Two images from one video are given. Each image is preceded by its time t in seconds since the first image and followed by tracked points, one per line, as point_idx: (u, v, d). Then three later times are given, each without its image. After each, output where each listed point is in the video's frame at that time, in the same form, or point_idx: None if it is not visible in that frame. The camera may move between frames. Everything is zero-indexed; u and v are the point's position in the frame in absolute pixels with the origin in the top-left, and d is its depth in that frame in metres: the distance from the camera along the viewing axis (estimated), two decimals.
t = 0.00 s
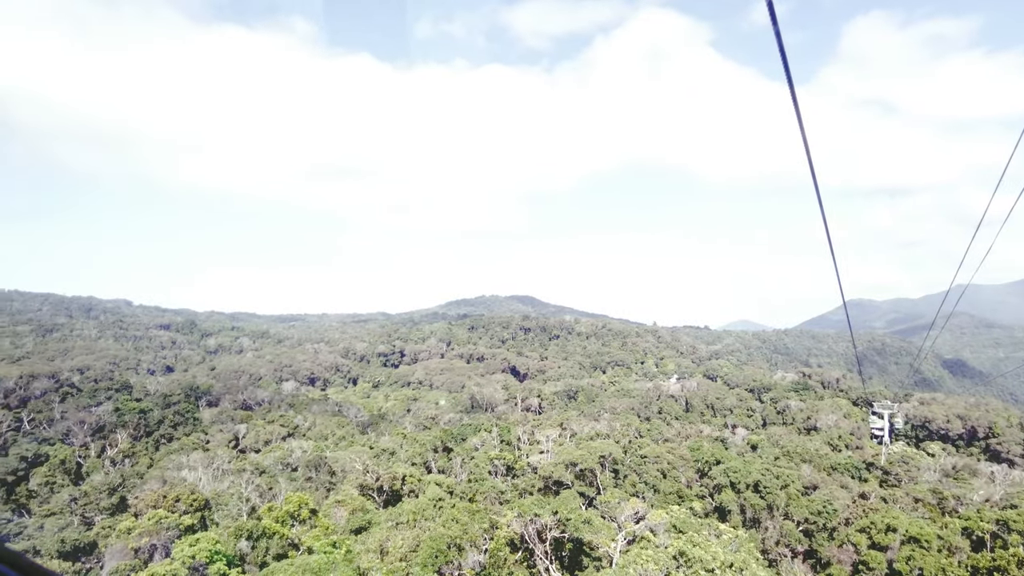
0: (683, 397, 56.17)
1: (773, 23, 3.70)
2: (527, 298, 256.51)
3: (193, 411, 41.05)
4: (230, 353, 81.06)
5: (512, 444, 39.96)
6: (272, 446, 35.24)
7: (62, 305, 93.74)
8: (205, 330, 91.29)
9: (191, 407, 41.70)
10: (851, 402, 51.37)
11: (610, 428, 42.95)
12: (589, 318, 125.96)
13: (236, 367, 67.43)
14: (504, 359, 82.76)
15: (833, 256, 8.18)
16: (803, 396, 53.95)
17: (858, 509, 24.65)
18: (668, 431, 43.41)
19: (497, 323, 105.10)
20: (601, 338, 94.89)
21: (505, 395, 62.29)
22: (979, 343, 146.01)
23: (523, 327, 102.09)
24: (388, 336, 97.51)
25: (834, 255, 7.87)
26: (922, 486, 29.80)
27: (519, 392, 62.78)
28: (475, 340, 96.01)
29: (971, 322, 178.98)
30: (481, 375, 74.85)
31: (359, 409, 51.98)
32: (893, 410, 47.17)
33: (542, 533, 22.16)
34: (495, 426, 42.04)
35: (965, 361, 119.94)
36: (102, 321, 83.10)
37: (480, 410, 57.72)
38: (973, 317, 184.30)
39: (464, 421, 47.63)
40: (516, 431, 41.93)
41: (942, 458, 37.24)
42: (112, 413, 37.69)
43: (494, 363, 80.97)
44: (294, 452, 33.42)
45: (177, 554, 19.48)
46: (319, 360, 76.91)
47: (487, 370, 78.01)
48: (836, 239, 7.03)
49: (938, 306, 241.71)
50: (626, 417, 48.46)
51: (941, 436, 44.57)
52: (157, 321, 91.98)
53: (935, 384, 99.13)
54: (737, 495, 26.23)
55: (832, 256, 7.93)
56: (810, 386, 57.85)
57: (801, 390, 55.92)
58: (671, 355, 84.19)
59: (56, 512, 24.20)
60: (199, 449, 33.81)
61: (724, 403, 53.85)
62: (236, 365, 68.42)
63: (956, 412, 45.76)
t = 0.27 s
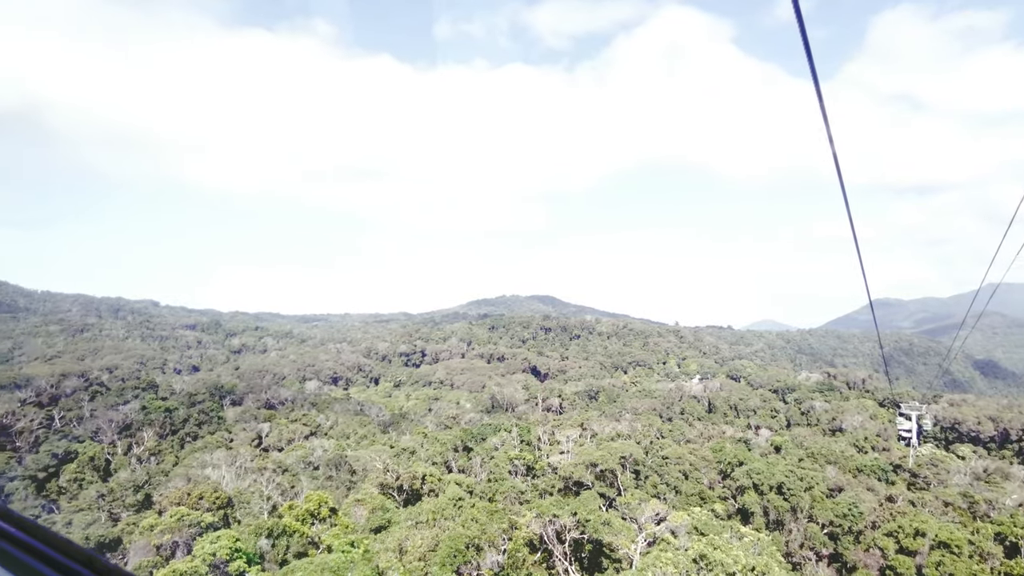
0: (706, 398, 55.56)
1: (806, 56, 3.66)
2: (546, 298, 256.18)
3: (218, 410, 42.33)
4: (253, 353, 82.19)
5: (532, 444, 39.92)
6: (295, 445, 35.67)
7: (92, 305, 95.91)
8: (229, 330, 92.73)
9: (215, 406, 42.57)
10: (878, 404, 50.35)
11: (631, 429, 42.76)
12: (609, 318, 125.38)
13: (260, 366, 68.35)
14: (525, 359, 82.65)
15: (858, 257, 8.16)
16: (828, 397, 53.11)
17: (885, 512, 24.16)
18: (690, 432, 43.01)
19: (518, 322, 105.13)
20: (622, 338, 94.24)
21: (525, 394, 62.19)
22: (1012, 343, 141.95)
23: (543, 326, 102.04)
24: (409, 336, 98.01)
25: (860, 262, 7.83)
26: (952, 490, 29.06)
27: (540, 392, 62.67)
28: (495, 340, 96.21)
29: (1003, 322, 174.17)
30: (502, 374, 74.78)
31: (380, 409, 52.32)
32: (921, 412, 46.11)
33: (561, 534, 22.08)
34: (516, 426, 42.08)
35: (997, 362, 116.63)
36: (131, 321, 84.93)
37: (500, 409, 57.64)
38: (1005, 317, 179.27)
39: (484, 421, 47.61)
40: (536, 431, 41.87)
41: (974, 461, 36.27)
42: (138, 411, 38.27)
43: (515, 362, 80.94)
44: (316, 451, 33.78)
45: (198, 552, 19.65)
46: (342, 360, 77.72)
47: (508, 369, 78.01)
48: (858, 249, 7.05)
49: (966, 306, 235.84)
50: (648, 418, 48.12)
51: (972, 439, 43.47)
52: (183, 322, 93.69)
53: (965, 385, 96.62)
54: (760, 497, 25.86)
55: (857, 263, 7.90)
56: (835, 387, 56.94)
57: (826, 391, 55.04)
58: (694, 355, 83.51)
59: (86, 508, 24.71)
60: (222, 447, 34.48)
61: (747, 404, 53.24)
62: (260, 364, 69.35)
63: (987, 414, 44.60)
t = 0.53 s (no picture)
0: (727, 399, 54.99)
1: (828, 46, 3.58)
2: (564, 298, 255.51)
3: (240, 409, 43.21)
4: (275, 352, 83.11)
5: (551, 444, 39.85)
6: (316, 443, 36.06)
7: (119, 305, 97.79)
8: (251, 330, 93.96)
9: (237, 405, 43.39)
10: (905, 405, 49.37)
11: (651, 429, 42.54)
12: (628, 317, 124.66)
13: (282, 365, 69.12)
14: (544, 358, 82.47)
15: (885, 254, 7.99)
16: (853, 398, 52.38)
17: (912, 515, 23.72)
18: (711, 432, 42.65)
19: (538, 322, 105.04)
20: (642, 338, 93.64)
21: (545, 394, 62.08)
22: None
23: (563, 326, 101.93)
24: (429, 336, 98.39)
25: (885, 255, 7.68)
26: (982, 494, 28.36)
27: (559, 392, 62.52)
28: (515, 340, 96.33)
29: None
30: (521, 374, 74.65)
31: (400, 408, 52.59)
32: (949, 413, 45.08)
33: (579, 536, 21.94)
34: (535, 425, 42.14)
35: None
36: (156, 321, 86.61)
37: (520, 409, 57.56)
38: None
39: (504, 421, 47.58)
40: (555, 431, 41.77)
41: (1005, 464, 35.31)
42: (162, 409, 38.97)
43: (535, 362, 80.87)
44: (336, 449, 34.05)
45: (217, 549, 19.98)
46: (362, 360, 78.38)
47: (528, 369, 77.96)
48: (882, 246, 6.99)
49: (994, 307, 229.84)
50: (668, 418, 47.75)
51: (1003, 441, 42.38)
52: (207, 321, 95.18)
53: (995, 387, 94.23)
54: (783, 499, 25.52)
55: (882, 255, 7.73)
56: (859, 388, 56.06)
57: (850, 391, 54.23)
58: (715, 356, 82.96)
59: (110, 505, 25.15)
60: (243, 446, 35.04)
61: (769, 404, 52.60)
62: (281, 364, 70.14)
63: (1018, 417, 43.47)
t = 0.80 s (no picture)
0: (748, 399, 54.43)
1: (867, 82, 3.36)
2: (581, 298, 254.70)
3: (261, 408, 43.98)
4: (297, 351, 84.12)
5: (569, 444, 39.78)
6: (335, 442, 36.38)
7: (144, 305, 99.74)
8: (273, 330, 95.14)
9: (258, 405, 44.13)
10: (931, 405, 48.36)
11: (670, 429, 42.28)
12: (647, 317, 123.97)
13: (304, 365, 69.96)
14: (562, 358, 82.35)
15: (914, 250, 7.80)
16: (877, 399, 51.49)
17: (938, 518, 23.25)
18: (731, 433, 42.26)
19: (556, 323, 105.12)
20: (662, 338, 93.02)
21: (563, 394, 61.98)
22: None
23: (582, 326, 101.82)
24: (447, 336, 98.86)
25: (914, 261, 7.48)
26: (1012, 497, 27.66)
27: (578, 392, 62.41)
28: (533, 339, 96.49)
29: None
30: (540, 374, 74.58)
31: (419, 407, 52.86)
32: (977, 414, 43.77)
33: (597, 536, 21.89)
34: (552, 425, 42.25)
35: None
36: (180, 321, 88.26)
37: (538, 409, 57.53)
38: None
39: (522, 420, 47.59)
40: (574, 431, 41.66)
41: None
42: (185, 408, 39.79)
43: (554, 362, 80.87)
44: (354, 448, 34.31)
45: (233, 546, 20.17)
46: (382, 359, 79.21)
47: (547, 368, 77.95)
48: (909, 254, 6.85)
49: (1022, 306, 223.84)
50: (688, 419, 47.38)
51: None
52: (229, 322, 96.57)
53: None
54: (804, 501, 25.20)
55: (911, 263, 7.53)
56: (884, 388, 55.12)
57: (874, 392, 53.33)
58: (736, 355, 82.41)
59: (133, 502, 25.65)
60: (264, 444, 35.56)
61: (791, 405, 51.97)
62: (303, 363, 70.94)
63: None
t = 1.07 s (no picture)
0: (769, 400, 53.84)
1: (882, 74, 3.29)
2: (598, 298, 253.62)
3: (281, 407, 44.62)
4: (317, 351, 85.01)
5: (587, 444, 39.71)
6: (353, 441, 36.70)
7: (167, 305, 101.55)
8: (293, 330, 96.19)
9: (278, 404, 44.84)
10: (957, 406, 47.35)
11: (688, 430, 42.00)
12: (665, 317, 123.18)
13: (323, 364, 70.71)
14: (580, 358, 82.15)
15: (933, 261, 7.71)
16: (901, 399, 50.64)
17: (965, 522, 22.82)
18: (751, 434, 41.88)
19: (573, 323, 105.06)
20: (681, 338, 92.30)
21: (581, 394, 61.83)
22: None
23: (600, 326, 101.66)
24: (465, 336, 99.06)
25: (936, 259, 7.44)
26: None
27: (596, 392, 62.24)
28: (551, 339, 96.56)
29: None
30: (558, 374, 74.42)
31: (437, 406, 53.07)
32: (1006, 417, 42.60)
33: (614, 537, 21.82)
34: (570, 425, 42.35)
35: None
36: (202, 321, 89.68)
37: (556, 409, 57.44)
38: None
39: (540, 420, 47.58)
40: (591, 432, 41.54)
41: None
42: (206, 407, 40.44)
43: (571, 362, 80.74)
44: (372, 447, 34.57)
45: (250, 546, 20.60)
46: (401, 359, 79.80)
47: (565, 368, 77.85)
48: (925, 258, 6.87)
49: None
50: (707, 419, 47.02)
51: None
52: (250, 322, 97.85)
53: None
54: (825, 503, 24.88)
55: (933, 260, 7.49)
56: (908, 389, 54.13)
57: (898, 393, 52.49)
58: (757, 355, 81.70)
59: (155, 499, 26.11)
60: (282, 443, 36.01)
61: (813, 406, 51.31)
62: (322, 362, 71.65)
63: None
